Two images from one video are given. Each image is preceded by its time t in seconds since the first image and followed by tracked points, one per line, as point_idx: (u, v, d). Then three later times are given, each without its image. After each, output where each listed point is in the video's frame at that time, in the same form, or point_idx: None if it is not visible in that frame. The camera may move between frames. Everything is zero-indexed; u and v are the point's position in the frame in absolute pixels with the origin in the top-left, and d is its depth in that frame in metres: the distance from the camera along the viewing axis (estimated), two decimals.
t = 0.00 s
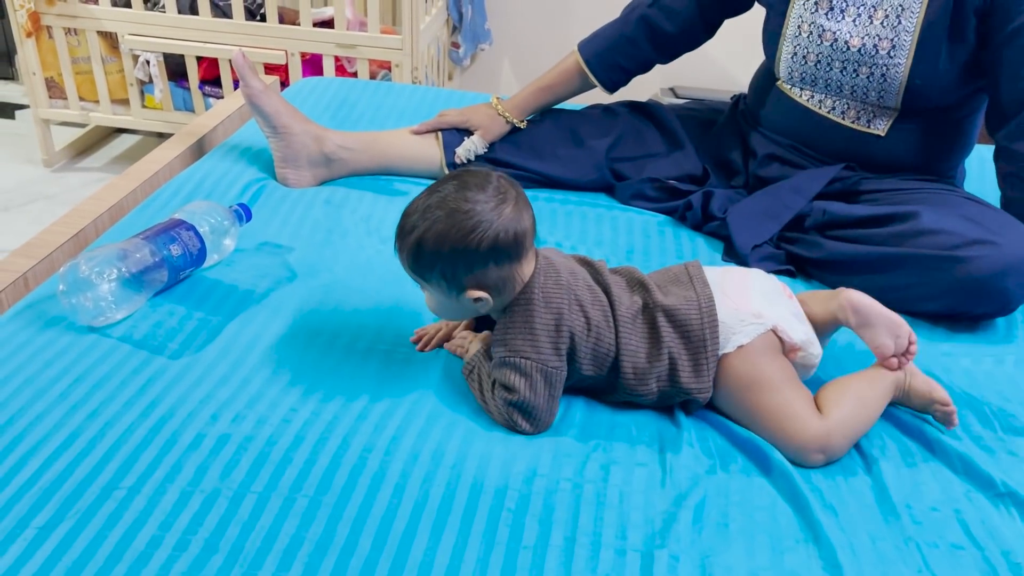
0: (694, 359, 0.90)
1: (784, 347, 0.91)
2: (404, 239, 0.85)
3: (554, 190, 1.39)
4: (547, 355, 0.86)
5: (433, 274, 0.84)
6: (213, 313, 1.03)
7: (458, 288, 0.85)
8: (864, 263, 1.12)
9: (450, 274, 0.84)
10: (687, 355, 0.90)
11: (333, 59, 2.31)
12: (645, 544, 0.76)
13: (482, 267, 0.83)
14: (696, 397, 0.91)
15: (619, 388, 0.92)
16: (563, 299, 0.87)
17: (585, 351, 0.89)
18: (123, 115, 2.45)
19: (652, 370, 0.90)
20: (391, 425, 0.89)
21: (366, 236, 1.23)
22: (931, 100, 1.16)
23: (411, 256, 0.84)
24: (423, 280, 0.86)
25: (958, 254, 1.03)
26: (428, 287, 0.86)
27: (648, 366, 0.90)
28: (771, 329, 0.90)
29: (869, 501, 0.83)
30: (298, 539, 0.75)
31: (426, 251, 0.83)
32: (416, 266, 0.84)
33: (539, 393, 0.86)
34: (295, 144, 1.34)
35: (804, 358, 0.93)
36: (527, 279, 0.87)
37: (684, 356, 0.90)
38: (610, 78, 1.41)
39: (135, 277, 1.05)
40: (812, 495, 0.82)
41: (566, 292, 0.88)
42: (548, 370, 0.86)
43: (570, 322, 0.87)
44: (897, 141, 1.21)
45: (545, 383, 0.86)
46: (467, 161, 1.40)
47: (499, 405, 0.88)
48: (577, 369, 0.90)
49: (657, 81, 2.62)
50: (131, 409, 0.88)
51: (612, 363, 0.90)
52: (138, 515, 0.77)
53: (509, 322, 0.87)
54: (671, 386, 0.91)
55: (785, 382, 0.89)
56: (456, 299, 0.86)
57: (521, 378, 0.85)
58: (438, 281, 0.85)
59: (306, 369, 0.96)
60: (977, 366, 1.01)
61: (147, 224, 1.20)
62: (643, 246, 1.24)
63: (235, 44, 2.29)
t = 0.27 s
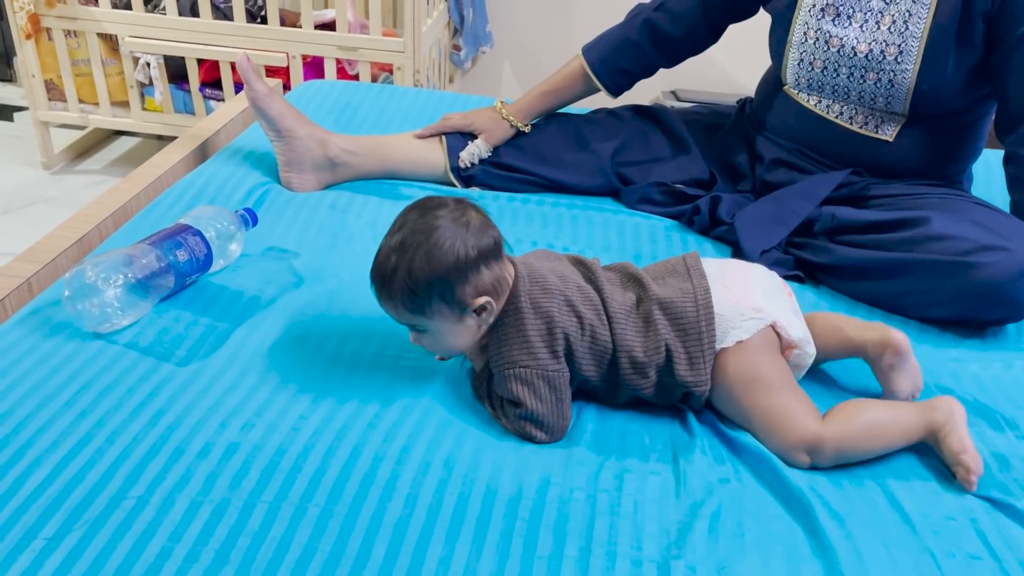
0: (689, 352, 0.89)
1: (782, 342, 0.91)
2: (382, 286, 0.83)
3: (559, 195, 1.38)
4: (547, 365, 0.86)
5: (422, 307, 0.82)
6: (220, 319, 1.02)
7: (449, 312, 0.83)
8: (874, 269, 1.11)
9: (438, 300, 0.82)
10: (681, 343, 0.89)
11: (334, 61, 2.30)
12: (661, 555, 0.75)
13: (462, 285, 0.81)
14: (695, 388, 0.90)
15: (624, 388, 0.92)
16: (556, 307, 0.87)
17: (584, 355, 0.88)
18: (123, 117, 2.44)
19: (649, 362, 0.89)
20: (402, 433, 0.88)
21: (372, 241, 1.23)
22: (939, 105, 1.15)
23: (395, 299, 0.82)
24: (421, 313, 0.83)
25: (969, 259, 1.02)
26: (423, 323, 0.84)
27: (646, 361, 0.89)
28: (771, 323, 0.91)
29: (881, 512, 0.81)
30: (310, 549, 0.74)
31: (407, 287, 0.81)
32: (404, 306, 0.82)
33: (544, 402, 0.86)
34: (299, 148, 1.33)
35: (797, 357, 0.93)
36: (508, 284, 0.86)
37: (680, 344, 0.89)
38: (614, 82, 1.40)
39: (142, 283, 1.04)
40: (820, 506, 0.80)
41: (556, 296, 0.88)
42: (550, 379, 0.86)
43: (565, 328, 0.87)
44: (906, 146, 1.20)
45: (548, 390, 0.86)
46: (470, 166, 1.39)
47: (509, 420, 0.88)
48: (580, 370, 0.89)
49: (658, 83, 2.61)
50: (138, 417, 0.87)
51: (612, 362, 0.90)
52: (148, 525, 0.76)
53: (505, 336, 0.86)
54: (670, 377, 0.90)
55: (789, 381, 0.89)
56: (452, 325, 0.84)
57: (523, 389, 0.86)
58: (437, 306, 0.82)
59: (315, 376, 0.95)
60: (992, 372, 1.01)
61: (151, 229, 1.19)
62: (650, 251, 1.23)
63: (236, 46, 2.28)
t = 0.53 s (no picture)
0: (688, 301, 0.90)
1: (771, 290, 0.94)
2: (384, 318, 0.84)
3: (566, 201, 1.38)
4: (561, 361, 0.86)
5: (426, 313, 0.83)
6: (228, 328, 1.01)
7: (450, 311, 0.84)
8: (887, 275, 1.10)
9: (435, 299, 0.84)
10: (679, 291, 0.91)
11: (334, 65, 2.29)
12: (682, 569, 0.74)
13: (449, 280, 0.84)
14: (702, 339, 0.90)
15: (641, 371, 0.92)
16: (561, 306, 0.88)
17: (595, 348, 0.89)
18: (120, 120, 2.42)
19: (654, 319, 0.90)
20: (415, 446, 0.87)
21: (379, 248, 1.21)
22: (950, 112, 1.14)
23: (400, 319, 0.83)
24: (434, 325, 0.84)
25: (984, 267, 1.02)
26: (435, 337, 0.84)
27: (651, 322, 0.90)
28: (759, 267, 0.94)
29: (898, 521, 0.80)
30: (326, 565, 0.73)
31: (405, 300, 0.83)
32: (411, 322, 0.83)
33: (562, 399, 0.86)
34: (304, 153, 1.32)
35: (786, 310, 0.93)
36: (496, 286, 0.89)
37: (678, 292, 0.91)
38: (620, 86, 1.39)
39: (147, 292, 1.02)
40: (833, 517, 0.79)
41: (557, 297, 0.89)
42: (566, 376, 0.86)
43: (571, 321, 0.88)
44: (916, 153, 1.19)
45: (564, 386, 0.86)
46: (475, 171, 1.38)
47: (535, 430, 0.87)
48: (594, 365, 0.90)
49: (658, 87, 2.61)
50: (148, 430, 0.86)
51: (625, 344, 0.91)
52: (161, 541, 0.74)
53: (517, 343, 0.87)
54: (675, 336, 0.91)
55: (772, 336, 0.90)
56: (460, 327, 0.85)
57: (541, 389, 0.85)
58: (443, 306, 0.84)
59: (325, 387, 0.94)
60: (1008, 382, 1.00)
61: (155, 237, 1.17)
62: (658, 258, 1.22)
63: (236, 50, 2.26)
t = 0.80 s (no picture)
0: (696, 258, 0.95)
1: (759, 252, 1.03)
2: (407, 283, 0.85)
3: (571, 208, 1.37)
4: (588, 331, 0.88)
5: (450, 275, 0.84)
6: (236, 340, 1.00)
7: (471, 273, 0.86)
8: (896, 283, 1.10)
9: (459, 263, 0.86)
10: (693, 256, 0.96)
11: (331, 68, 2.27)
12: None
13: (470, 245, 0.87)
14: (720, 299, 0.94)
15: (664, 341, 0.95)
16: (585, 282, 0.91)
17: (618, 320, 0.91)
18: (115, 124, 2.40)
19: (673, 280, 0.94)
20: (429, 460, 0.86)
21: (386, 257, 1.20)
22: (959, 120, 1.13)
23: (425, 282, 0.84)
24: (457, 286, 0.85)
25: (997, 276, 1.01)
26: (459, 299, 0.85)
27: (669, 286, 0.94)
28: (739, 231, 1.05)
29: (919, 535, 0.79)
30: None
31: (429, 264, 0.85)
32: (435, 285, 0.84)
33: (593, 372, 0.87)
34: (307, 160, 1.30)
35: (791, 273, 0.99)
36: (515, 259, 0.91)
37: (694, 257, 0.96)
38: (626, 93, 1.39)
39: (154, 303, 1.01)
40: (854, 531, 0.78)
41: (577, 277, 0.91)
42: (593, 345, 0.87)
43: (595, 293, 0.90)
44: (925, 161, 1.19)
45: (593, 358, 0.87)
46: (481, 178, 1.37)
47: (562, 399, 0.88)
48: (620, 338, 0.92)
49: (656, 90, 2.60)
50: (157, 445, 0.84)
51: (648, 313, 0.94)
52: (174, 561, 0.73)
53: (543, 317, 0.88)
54: (693, 300, 0.95)
55: (778, 283, 0.97)
56: (485, 292, 0.86)
57: (571, 364, 0.86)
58: (464, 269, 0.86)
59: (337, 399, 0.93)
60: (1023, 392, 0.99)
61: (159, 246, 1.16)
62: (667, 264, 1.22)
63: (232, 53, 2.24)
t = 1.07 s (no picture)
0: (698, 257, 0.96)
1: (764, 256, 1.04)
2: (430, 210, 0.88)
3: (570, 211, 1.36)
4: (589, 303, 0.89)
5: (472, 214, 0.87)
6: (237, 347, 0.99)
7: (493, 215, 0.89)
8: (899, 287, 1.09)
9: (484, 205, 0.89)
10: (699, 257, 0.96)
11: (325, 70, 2.25)
12: None
13: (500, 190, 0.90)
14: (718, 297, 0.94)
15: (656, 335, 0.95)
16: (591, 260, 0.93)
17: (616, 303, 0.92)
18: (105, 125, 2.38)
19: (674, 269, 0.96)
20: (436, 469, 0.85)
21: (386, 262, 1.19)
22: (962, 123, 1.14)
23: (446, 214, 0.87)
24: (478, 223, 0.88)
25: (1001, 280, 1.01)
26: (473, 238, 0.88)
27: (671, 277, 0.95)
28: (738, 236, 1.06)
29: (929, 540, 0.79)
30: None
31: (454, 199, 0.88)
32: (454, 220, 0.87)
33: (586, 343, 0.88)
34: (305, 164, 1.29)
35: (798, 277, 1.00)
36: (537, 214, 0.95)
37: (699, 258, 0.96)
38: (627, 97, 1.38)
39: (154, 310, 1.00)
40: (864, 538, 0.78)
41: (590, 254, 0.94)
42: (590, 319, 0.89)
43: (603, 271, 0.92)
44: (927, 164, 1.19)
45: (590, 328, 0.89)
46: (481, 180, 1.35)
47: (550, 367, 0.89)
48: (616, 323, 0.93)
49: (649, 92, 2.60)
50: (161, 455, 0.83)
51: (646, 306, 0.94)
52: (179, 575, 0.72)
53: (547, 285, 0.90)
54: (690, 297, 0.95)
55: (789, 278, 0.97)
56: (499, 240, 0.89)
57: (564, 335, 0.87)
58: (488, 209, 0.89)
59: (341, 407, 0.92)
60: None
61: (156, 252, 1.14)
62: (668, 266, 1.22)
63: (224, 55, 2.23)
